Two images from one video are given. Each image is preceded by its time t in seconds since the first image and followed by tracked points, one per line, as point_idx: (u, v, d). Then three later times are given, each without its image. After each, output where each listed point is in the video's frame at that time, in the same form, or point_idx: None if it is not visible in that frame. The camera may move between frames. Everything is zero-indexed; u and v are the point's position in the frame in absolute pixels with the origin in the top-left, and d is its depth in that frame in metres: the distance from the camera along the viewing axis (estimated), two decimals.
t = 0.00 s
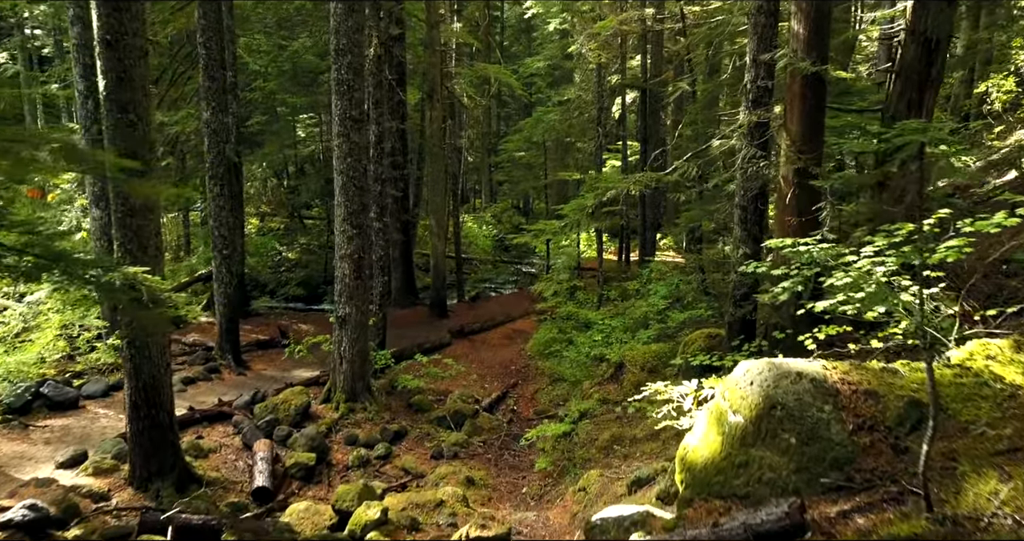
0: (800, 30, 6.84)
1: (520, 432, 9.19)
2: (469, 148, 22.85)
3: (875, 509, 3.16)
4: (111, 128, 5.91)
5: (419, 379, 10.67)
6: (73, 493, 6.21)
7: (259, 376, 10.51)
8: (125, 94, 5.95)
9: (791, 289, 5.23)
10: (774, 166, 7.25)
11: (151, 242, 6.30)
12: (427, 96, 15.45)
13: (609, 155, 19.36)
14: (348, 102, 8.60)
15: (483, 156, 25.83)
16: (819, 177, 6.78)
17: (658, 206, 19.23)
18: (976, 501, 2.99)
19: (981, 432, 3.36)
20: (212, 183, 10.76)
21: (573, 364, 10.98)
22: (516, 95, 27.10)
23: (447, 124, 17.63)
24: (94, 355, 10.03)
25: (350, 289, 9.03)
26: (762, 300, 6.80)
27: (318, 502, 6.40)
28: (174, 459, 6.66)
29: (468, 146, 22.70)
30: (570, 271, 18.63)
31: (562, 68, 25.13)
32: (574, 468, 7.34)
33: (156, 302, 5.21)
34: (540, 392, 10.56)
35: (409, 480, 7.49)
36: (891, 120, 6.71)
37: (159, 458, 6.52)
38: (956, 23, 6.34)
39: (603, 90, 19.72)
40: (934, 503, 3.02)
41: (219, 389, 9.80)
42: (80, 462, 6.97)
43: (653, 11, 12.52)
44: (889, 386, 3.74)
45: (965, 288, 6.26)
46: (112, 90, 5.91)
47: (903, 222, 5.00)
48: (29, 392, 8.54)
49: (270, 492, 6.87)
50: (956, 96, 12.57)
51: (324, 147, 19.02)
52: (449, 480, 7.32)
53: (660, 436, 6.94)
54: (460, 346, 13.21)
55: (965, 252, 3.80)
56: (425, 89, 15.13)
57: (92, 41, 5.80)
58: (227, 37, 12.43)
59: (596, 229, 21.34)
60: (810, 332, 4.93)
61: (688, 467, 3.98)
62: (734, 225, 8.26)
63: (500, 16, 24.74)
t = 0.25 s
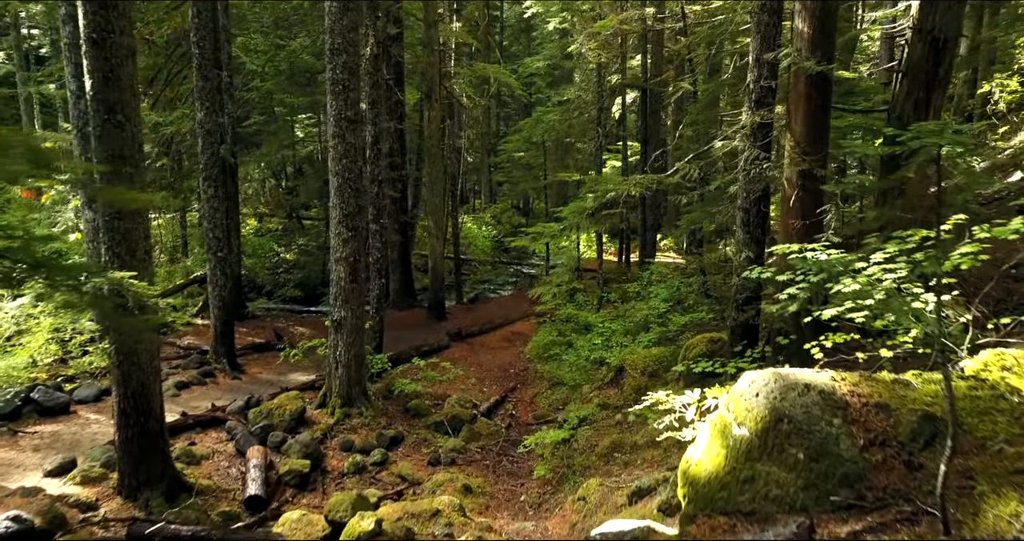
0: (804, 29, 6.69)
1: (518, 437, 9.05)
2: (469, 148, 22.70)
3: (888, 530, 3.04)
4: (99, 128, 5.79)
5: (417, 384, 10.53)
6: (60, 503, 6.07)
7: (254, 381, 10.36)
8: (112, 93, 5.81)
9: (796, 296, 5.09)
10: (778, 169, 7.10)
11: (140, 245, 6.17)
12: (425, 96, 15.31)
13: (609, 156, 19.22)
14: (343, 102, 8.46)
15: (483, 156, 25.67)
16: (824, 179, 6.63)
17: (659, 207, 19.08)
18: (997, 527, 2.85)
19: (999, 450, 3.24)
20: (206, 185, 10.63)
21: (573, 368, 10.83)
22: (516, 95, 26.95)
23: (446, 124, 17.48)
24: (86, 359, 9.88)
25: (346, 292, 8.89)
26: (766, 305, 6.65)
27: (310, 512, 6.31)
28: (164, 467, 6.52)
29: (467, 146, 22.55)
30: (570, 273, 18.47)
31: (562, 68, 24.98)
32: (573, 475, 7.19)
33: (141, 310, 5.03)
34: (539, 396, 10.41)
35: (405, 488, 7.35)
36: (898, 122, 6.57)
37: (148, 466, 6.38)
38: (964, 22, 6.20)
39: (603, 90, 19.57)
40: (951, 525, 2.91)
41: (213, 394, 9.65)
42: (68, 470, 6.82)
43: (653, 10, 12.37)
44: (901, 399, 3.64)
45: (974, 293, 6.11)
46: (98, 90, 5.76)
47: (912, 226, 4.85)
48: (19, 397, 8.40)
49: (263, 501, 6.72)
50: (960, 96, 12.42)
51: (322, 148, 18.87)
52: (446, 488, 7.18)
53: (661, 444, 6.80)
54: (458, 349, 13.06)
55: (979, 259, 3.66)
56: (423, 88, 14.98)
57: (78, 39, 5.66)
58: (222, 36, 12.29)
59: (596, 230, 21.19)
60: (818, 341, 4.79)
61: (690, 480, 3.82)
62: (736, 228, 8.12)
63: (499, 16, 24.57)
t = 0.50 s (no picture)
0: (808, 27, 6.53)
1: (516, 443, 8.90)
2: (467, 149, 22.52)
3: None
4: (85, 130, 5.65)
5: (413, 388, 10.38)
6: (45, 514, 5.91)
7: (248, 385, 10.19)
8: (99, 94, 5.66)
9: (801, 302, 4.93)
10: (781, 170, 6.94)
11: (128, 249, 6.01)
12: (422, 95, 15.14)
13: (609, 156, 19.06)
14: (338, 102, 8.31)
15: (481, 157, 25.50)
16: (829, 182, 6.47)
17: (658, 208, 18.93)
18: None
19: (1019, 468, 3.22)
20: (200, 186, 10.45)
21: (572, 372, 10.68)
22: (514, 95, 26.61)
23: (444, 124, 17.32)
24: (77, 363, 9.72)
25: (341, 296, 8.73)
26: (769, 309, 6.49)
27: (300, 522, 6.10)
28: (153, 476, 6.36)
29: (466, 147, 22.38)
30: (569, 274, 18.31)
31: (561, 68, 24.81)
32: (572, 484, 7.03)
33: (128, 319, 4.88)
34: (538, 401, 10.27)
35: (400, 496, 7.20)
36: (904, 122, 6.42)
37: (136, 475, 6.22)
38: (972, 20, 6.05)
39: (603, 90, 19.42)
40: None
41: (206, 398, 9.50)
42: (55, 479, 6.67)
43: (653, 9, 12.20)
44: (914, 413, 3.52)
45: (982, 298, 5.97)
46: (85, 90, 5.60)
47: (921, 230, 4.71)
48: (7, 403, 8.25)
49: (255, 510, 6.55)
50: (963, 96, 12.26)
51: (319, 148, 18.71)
52: (441, 496, 7.03)
53: (662, 452, 6.65)
54: (456, 352, 12.91)
55: (996, 267, 3.52)
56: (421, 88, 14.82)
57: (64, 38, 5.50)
58: (217, 35, 12.13)
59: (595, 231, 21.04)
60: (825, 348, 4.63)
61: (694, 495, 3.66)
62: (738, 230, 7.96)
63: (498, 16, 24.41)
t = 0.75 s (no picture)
0: (813, 25, 6.36)
1: (514, 449, 8.76)
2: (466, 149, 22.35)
3: None
4: (69, 131, 5.49)
5: (411, 393, 10.24)
6: (28, 525, 5.75)
7: (242, 390, 10.04)
8: (84, 93, 5.49)
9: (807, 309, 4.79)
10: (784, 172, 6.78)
11: (115, 253, 5.85)
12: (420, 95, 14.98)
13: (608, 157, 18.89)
14: (333, 103, 8.15)
15: (481, 157, 25.32)
16: (833, 184, 6.32)
17: (659, 210, 18.76)
18: None
19: None
20: (193, 188, 10.29)
21: (571, 376, 10.53)
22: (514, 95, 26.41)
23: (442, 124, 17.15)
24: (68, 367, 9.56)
25: (335, 299, 8.57)
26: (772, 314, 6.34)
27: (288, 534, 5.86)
28: (140, 486, 6.20)
29: (464, 147, 22.19)
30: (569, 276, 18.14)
31: (560, 68, 24.62)
32: (570, 492, 6.86)
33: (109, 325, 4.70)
34: (536, 406, 10.12)
35: (395, 505, 7.05)
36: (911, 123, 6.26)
37: (122, 485, 6.05)
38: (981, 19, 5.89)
39: (603, 90, 19.24)
40: None
41: (199, 404, 9.34)
42: (40, 488, 6.51)
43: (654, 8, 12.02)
44: (929, 429, 3.43)
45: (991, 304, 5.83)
46: (69, 90, 5.44)
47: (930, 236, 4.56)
48: None
49: (246, 520, 6.41)
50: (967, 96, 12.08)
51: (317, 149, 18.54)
52: (437, 505, 6.88)
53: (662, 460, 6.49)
54: (454, 355, 12.75)
55: (1014, 275, 3.38)
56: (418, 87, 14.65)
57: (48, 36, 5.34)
58: (211, 35, 11.96)
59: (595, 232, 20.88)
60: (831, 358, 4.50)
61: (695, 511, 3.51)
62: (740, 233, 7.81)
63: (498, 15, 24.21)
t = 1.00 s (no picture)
0: (817, 23, 6.22)
1: (513, 454, 8.61)
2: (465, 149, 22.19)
3: None
4: (54, 131, 5.36)
5: (408, 397, 10.10)
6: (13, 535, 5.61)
7: (237, 394, 9.90)
8: (69, 93, 5.35)
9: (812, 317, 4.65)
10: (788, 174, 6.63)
11: (102, 257, 5.70)
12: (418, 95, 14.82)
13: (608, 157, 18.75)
14: (327, 103, 8.02)
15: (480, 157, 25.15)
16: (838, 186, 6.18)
17: (659, 210, 18.61)
18: None
19: None
20: (187, 189, 10.14)
21: (570, 380, 10.37)
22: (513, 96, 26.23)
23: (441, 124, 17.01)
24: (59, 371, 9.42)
25: (331, 303, 8.43)
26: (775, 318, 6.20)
27: None
28: (128, 494, 6.06)
29: (463, 147, 22.03)
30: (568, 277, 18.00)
31: (560, 68, 24.46)
32: (569, 500, 6.71)
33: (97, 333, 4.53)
34: (535, 410, 9.97)
35: (391, 512, 6.91)
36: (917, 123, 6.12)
37: (110, 494, 5.91)
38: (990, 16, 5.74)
39: (602, 90, 19.09)
40: None
41: (192, 408, 9.20)
42: (28, 497, 6.37)
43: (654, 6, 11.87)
44: (944, 444, 3.31)
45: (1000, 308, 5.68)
46: (54, 89, 5.30)
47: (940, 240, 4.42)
48: None
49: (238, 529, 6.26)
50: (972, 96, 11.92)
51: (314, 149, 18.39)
52: (433, 514, 6.73)
53: (663, 469, 6.34)
54: (452, 358, 12.60)
55: None
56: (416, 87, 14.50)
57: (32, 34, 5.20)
58: (207, 34, 11.81)
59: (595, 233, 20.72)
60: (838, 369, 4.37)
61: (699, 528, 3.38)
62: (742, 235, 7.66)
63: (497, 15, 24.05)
